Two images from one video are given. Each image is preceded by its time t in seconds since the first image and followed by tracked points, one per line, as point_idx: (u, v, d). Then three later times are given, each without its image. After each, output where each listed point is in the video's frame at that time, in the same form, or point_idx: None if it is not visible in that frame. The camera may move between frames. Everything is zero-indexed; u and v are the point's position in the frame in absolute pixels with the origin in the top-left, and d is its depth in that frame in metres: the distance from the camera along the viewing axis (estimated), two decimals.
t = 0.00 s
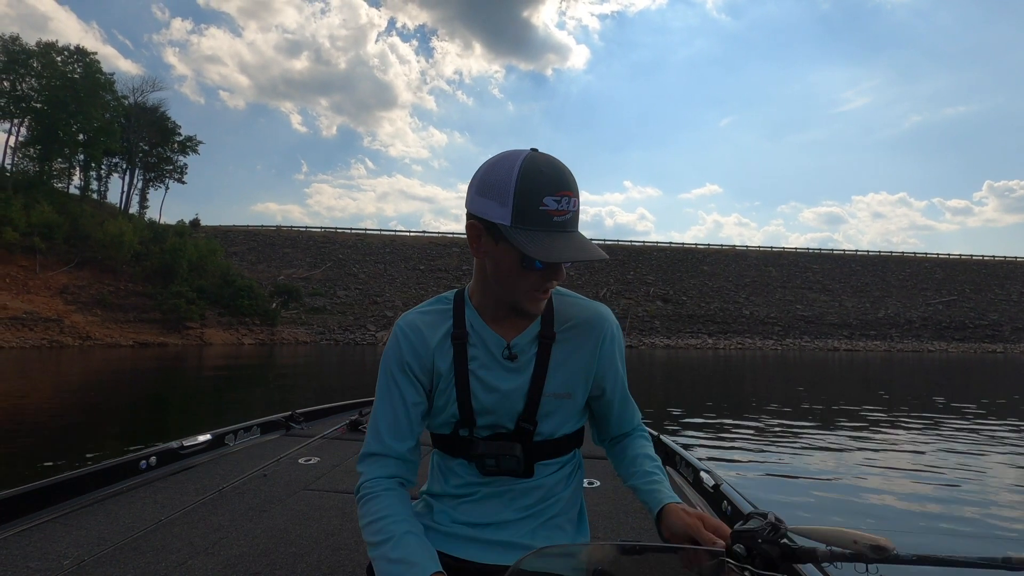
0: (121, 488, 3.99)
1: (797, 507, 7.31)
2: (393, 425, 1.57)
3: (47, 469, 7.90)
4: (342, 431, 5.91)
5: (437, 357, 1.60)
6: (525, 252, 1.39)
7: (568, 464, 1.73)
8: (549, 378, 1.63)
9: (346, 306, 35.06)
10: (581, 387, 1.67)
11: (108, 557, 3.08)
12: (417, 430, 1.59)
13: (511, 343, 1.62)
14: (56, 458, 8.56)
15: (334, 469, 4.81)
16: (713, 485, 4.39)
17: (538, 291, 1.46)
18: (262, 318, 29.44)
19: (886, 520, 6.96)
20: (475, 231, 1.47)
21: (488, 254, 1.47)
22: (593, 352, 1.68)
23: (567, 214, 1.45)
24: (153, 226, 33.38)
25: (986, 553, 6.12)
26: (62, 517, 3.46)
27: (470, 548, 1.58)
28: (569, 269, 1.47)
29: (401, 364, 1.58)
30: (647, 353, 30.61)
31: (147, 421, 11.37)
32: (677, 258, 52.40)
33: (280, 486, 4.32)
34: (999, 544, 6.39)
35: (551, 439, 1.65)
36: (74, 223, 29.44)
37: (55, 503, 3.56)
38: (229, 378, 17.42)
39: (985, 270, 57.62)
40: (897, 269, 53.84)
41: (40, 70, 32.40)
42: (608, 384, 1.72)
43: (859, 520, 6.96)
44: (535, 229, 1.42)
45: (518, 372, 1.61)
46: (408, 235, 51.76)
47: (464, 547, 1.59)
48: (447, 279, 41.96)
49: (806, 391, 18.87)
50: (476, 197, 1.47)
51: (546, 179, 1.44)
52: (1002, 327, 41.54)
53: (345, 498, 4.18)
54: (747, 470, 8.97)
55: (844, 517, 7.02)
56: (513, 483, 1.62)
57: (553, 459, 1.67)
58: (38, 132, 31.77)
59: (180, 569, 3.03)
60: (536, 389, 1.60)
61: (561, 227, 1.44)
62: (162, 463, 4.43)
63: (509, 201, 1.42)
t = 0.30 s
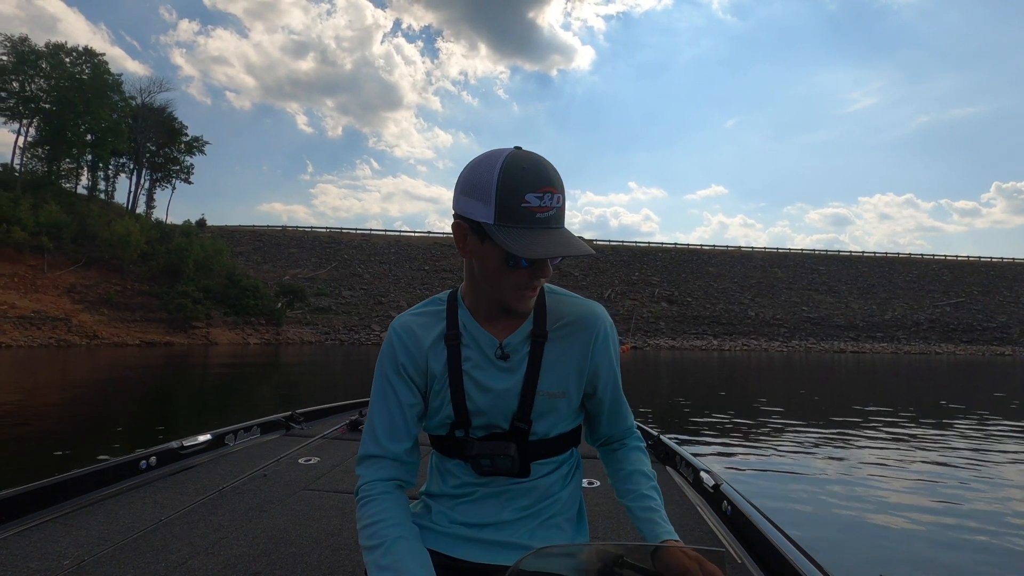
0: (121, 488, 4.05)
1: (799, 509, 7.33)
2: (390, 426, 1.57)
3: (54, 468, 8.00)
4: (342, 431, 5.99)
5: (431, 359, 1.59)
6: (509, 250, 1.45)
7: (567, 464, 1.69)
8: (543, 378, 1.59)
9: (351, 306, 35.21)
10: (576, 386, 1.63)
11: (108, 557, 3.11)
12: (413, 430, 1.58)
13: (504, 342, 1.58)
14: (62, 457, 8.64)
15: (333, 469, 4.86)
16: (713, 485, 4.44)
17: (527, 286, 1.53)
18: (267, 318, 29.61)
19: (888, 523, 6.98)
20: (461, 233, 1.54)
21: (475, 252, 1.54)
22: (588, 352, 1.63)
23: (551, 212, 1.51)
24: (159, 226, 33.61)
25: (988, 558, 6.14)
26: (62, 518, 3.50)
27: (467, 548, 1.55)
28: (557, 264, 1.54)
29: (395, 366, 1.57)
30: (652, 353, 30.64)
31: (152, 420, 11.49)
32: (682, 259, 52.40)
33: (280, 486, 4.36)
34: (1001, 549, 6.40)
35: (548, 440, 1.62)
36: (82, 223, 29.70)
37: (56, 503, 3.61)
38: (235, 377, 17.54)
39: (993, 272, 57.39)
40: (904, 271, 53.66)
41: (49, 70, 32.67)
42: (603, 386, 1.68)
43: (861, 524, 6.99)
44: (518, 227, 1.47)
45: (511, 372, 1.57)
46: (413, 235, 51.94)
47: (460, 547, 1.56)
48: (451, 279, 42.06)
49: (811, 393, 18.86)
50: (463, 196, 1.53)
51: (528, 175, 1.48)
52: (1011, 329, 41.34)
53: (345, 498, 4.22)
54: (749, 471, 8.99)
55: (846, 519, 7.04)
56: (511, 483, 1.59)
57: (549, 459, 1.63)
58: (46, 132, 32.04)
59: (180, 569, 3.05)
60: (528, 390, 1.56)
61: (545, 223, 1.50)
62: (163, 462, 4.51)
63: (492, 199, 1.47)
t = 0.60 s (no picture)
0: (120, 489, 3.99)
1: (802, 512, 7.34)
2: (385, 426, 1.57)
3: (60, 464, 8.09)
4: (342, 431, 5.91)
5: (426, 360, 1.59)
6: (500, 252, 1.48)
7: (564, 462, 1.69)
8: (537, 376, 1.60)
9: (356, 305, 35.39)
10: (572, 383, 1.64)
11: (108, 557, 3.04)
12: (410, 428, 1.59)
13: (498, 341, 1.60)
14: (67, 454, 8.68)
15: (333, 469, 4.76)
16: (713, 485, 4.47)
17: (518, 286, 1.55)
18: (274, 316, 29.81)
19: (893, 527, 6.99)
20: (452, 233, 1.56)
21: (466, 253, 1.56)
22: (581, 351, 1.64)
23: (540, 212, 1.53)
24: (167, 224, 33.85)
25: (991, 562, 6.13)
26: (60, 518, 3.43)
27: (466, 548, 1.55)
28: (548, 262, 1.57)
29: (390, 365, 1.58)
30: (658, 354, 30.65)
31: (158, 418, 11.60)
32: (688, 259, 52.39)
33: (280, 486, 4.28)
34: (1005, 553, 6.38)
35: (547, 437, 1.62)
36: (90, 220, 29.94)
37: (55, 503, 3.54)
38: (240, 375, 17.70)
39: (1003, 275, 57.09)
40: (912, 273, 53.45)
41: (58, 69, 32.93)
42: (598, 383, 1.69)
43: (863, 525, 7.00)
44: (507, 228, 1.49)
45: (505, 370, 1.58)
46: (419, 235, 52.09)
47: (457, 548, 1.56)
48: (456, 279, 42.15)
49: (816, 395, 18.86)
50: (452, 198, 1.56)
51: (517, 175, 1.50)
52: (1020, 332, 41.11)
53: (346, 497, 4.13)
54: (751, 473, 9.01)
55: (848, 522, 7.05)
56: (509, 483, 1.59)
57: (548, 456, 1.64)
58: (55, 130, 32.29)
59: (179, 569, 2.99)
60: (524, 388, 1.57)
61: (534, 223, 1.52)
62: (162, 463, 4.45)
63: (481, 200, 1.49)
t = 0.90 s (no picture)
0: (121, 488, 3.73)
1: (808, 512, 7.24)
2: (383, 427, 1.59)
3: (64, 462, 8.08)
4: (342, 431, 5.63)
5: (422, 361, 1.60)
6: (490, 246, 1.53)
7: (563, 461, 1.66)
8: (532, 375, 1.59)
9: (362, 305, 35.48)
10: (568, 380, 1.62)
11: (108, 557, 2.84)
12: (406, 430, 1.61)
13: (494, 339, 1.59)
14: (68, 453, 8.67)
15: (335, 469, 4.48)
16: (713, 485, 4.37)
17: (511, 282, 1.58)
18: (279, 315, 29.93)
19: (902, 527, 6.89)
20: (445, 232, 1.62)
21: (460, 252, 1.62)
22: (578, 346, 1.62)
23: (531, 210, 1.59)
24: (173, 224, 34.09)
25: (1003, 562, 6.04)
26: (57, 518, 3.19)
27: (463, 548, 1.54)
28: (540, 258, 1.60)
29: (386, 363, 1.61)
30: (663, 354, 30.63)
31: (162, 416, 11.62)
32: (693, 259, 52.32)
33: (281, 486, 4.03)
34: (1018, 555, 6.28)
35: (543, 436, 1.60)
36: (98, 220, 30.18)
37: (53, 504, 3.29)
38: (246, 374, 17.75)
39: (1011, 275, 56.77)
40: (919, 273, 53.21)
41: (67, 69, 33.22)
42: (598, 381, 1.64)
43: (873, 525, 6.89)
44: (498, 225, 1.55)
45: (499, 368, 1.57)
46: (424, 235, 52.22)
47: (455, 548, 1.55)
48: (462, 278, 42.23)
49: (822, 397, 18.75)
50: (446, 199, 1.62)
51: (508, 174, 1.56)
52: None
53: (347, 497, 3.86)
54: (757, 473, 8.91)
55: (856, 522, 6.95)
56: (506, 483, 1.57)
57: (544, 455, 1.61)
58: (64, 130, 32.56)
59: (179, 570, 2.78)
60: (518, 386, 1.56)
61: (527, 220, 1.57)
62: (163, 463, 4.16)
63: (472, 198, 1.56)
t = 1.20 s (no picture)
0: (121, 488, 3.77)
1: (812, 511, 7.25)
2: (384, 428, 1.65)
3: (71, 463, 8.17)
4: (341, 431, 5.69)
5: (422, 361, 1.66)
6: (486, 238, 1.59)
7: (561, 462, 1.71)
8: (530, 376, 1.64)
9: (367, 305, 35.61)
10: (567, 380, 1.66)
11: (108, 558, 2.85)
12: (406, 432, 1.66)
13: (492, 340, 1.64)
14: (77, 453, 8.77)
15: (334, 469, 4.52)
16: (713, 485, 4.40)
17: (507, 277, 1.63)
18: (285, 315, 30.03)
19: (905, 526, 6.89)
20: (441, 229, 1.67)
21: (456, 248, 1.67)
22: (576, 346, 1.67)
23: (525, 202, 1.64)
24: (180, 224, 34.32)
25: (1007, 561, 6.03)
26: (58, 517, 3.22)
27: (463, 548, 1.59)
28: (534, 250, 1.65)
29: (386, 365, 1.67)
30: (668, 354, 30.63)
31: (169, 416, 11.71)
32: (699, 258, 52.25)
33: (281, 486, 4.06)
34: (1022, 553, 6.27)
35: (541, 437, 1.65)
36: (105, 220, 30.40)
37: (56, 503, 3.34)
38: (251, 374, 17.84)
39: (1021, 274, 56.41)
40: (927, 272, 52.95)
41: (74, 71, 33.47)
42: (595, 382, 1.69)
43: (876, 524, 6.90)
44: (492, 217, 1.61)
45: (498, 368, 1.63)
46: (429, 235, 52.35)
47: (455, 547, 1.60)
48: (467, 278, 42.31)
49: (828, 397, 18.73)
50: (441, 196, 1.69)
51: (502, 169, 1.63)
52: None
53: (346, 497, 3.88)
54: (761, 472, 8.91)
55: (859, 521, 6.95)
56: (506, 483, 1.62)
57: (543, 455, 1.66)
58: (72, 131, 32.81)
59: (178, 570, 2.79)
60: (517, 387, 1.61)
61: (520, 213, 1.63)
62: (163, 463, 4.21)
63: (467, 192, 1.62)
